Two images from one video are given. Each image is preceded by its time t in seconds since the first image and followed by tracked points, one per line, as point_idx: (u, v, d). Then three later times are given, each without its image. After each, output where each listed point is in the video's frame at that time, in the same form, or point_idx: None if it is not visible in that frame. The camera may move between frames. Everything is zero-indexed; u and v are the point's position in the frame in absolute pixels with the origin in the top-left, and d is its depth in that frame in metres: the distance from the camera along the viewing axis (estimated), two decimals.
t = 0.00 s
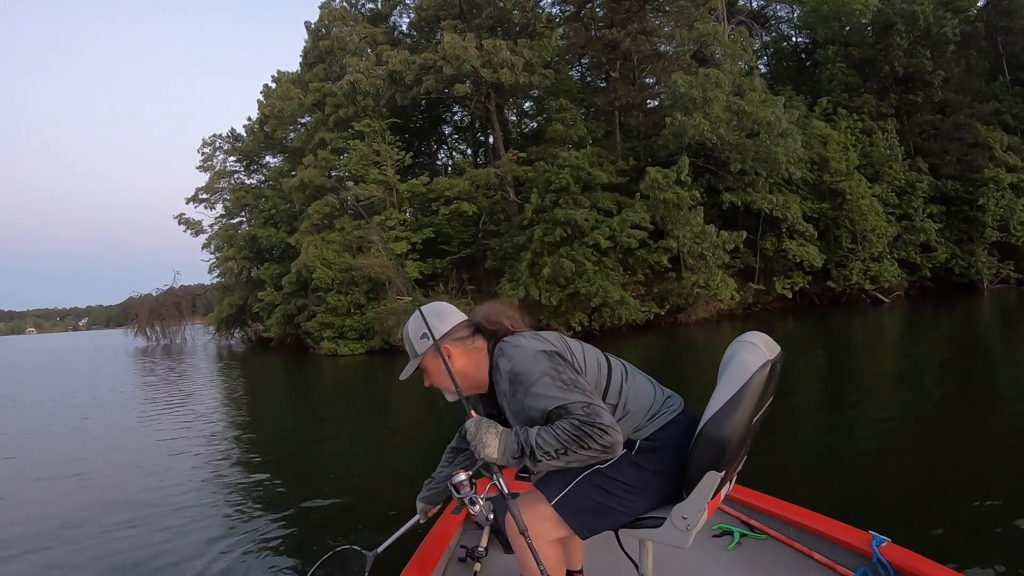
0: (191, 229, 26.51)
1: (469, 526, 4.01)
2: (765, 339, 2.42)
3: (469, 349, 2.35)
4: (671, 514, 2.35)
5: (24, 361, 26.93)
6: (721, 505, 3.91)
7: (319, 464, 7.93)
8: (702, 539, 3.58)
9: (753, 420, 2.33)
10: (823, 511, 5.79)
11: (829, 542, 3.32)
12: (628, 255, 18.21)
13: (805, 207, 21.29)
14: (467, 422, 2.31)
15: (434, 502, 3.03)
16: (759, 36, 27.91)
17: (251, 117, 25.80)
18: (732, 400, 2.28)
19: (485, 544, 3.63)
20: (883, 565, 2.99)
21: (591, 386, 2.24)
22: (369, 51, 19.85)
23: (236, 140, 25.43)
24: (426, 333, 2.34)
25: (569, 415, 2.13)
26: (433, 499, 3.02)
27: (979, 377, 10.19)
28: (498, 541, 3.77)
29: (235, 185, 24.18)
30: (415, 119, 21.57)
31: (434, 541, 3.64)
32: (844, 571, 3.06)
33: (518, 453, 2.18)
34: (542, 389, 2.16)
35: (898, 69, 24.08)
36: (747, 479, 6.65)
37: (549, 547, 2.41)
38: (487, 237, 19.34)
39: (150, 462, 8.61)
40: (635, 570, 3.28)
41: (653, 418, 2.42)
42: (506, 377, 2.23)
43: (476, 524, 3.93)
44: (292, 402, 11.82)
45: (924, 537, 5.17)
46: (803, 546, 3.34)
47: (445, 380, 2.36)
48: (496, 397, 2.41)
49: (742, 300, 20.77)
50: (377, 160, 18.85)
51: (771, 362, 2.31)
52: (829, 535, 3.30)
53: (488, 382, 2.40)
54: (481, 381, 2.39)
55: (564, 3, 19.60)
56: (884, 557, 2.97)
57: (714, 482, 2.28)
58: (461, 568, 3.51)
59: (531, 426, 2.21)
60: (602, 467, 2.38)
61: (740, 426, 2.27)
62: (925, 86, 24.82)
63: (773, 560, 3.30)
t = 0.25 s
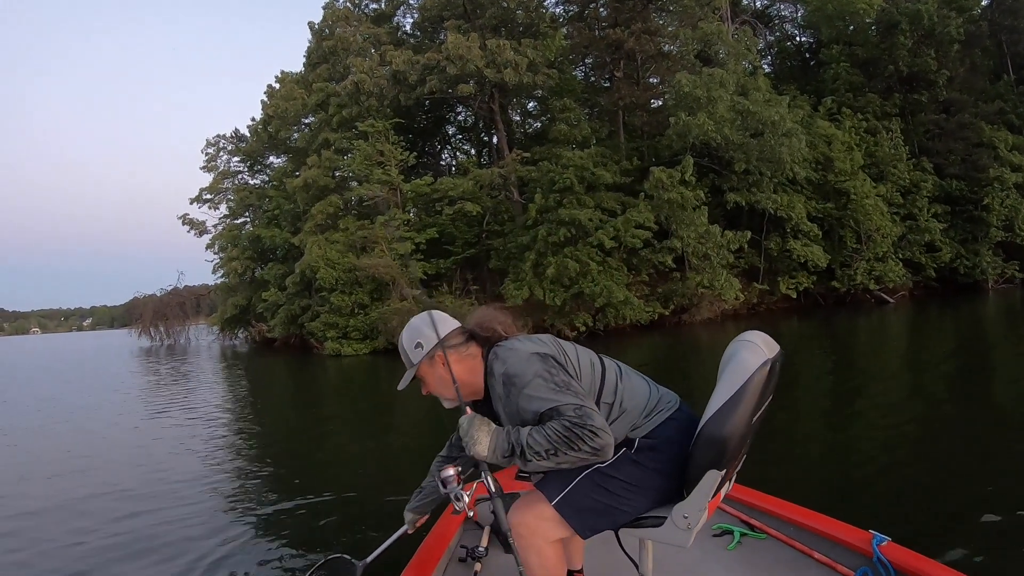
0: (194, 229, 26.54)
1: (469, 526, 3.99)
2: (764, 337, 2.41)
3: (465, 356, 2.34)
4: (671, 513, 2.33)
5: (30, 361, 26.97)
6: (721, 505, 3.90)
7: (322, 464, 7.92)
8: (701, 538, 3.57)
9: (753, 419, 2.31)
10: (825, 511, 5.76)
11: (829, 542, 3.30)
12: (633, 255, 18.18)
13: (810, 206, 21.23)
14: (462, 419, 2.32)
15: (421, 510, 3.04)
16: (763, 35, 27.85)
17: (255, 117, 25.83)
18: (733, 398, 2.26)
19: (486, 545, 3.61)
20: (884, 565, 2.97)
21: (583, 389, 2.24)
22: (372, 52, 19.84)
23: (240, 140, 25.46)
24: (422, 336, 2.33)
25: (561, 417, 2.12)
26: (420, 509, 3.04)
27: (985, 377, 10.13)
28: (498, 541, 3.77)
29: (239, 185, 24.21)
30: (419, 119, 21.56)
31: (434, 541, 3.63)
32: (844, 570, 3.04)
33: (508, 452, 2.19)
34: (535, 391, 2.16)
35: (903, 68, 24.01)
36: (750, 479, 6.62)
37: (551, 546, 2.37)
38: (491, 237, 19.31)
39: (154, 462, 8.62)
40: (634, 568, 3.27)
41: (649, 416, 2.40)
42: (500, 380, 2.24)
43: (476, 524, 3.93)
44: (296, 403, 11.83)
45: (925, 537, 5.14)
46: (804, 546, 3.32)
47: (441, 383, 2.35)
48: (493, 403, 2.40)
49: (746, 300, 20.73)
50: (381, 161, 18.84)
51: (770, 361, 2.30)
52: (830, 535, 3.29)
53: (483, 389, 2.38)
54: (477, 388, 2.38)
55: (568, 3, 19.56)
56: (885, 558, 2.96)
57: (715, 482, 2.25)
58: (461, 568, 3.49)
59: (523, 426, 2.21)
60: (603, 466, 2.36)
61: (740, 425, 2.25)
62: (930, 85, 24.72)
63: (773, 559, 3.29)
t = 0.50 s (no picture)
0: (198, 228, 26.55)
1: (470, 526, 3.98)
2: (765, 337, 2.41)
3: (461, 361, 2.32)
4: (673, 512, 2.29)
5: (33, 360, 26.99)
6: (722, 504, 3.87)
7: (325, 463, 7.92)
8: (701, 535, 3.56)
9: (754, 418, 2.31)
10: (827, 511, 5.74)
11: (830, 541, 3.29)
12: (637, 255, 18.15)
13: (814, 207, 21.18)
14: (455, 417, 2.25)
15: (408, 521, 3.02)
16: (767, 36, 27.81)
17: (259, 116, 25.85)
18: (735, 398, 2.26)
19: (486, 544, 3.59)
20: (884, 564, 2.96)
21: (577, 387, 2.23)
22: (376, 51, 19.83)
23: (244, 139, 25.48)
24: (420, 332, 2.32)
25: (554, 413, 2.11)
26: (408, 519, 3.02)
27: (989, 379, 10.09)
28: (499, 541, 3.76)
29: (243, 184, 24.23)
30: (423, 119, 21.56)
31: (435, 542, 3.62)
32: (845, 570, 3.02)
33: (501, 451, 2.15)
34: (527, 389, 2.15)
35: (907, 69, 23.95)
36: (752, 479, 6.60)
37: (551, 546, 2.34)
38: (495, 236, 19.29)
39: (157, 460, 8.64)
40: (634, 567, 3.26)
41: (646, 413, 2.38)
42: (493, 381, 2.23)
43: (477, 525, 3.92)
44: (299, 402, 11.82)
45: (927, 538, 5.11)
46: (805, 545, 3.30)
47: (435, 383, 2.31)
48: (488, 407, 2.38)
49: (750, 300, 20.70)
50: (385, 160, 18.82)
51: (771, 360, 2.30)
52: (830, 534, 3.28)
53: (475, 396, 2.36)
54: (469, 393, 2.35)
55: (572, 3, 19.55)
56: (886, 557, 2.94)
57: (716, 481, 2.23)
58: (462, 568, 3.48)
59: (515, 426, 2.19)
60: (603, 463, 2.34)
61: (741, 424, 2.24)
62: (934, 86, 24.67)
63: (773, 558, 3.27)
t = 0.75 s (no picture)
0: (202, 226, 26.58)
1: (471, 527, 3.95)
2: (761, 334, 2.38)
3: (456, 357, 2.30)
4: (672, 512, 2.29)
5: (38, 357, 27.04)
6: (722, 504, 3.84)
7: (328, 461, 7.91)
8: (701, 535, 3.53)
9: (750, 417, 2.29)
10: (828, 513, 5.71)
11: (831, 540, 3.26)
12: (641, 255, 18.11)
13: (819, 207, 21.12)
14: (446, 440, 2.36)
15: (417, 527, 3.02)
16: (773, 36, 27.74)
17: (264, 115, 25.87)
18: (732, 397, 2.23)
19: (488, 545, 3.56)
20: (887, 563, 2.93)
21: (569, 382, 2.23)
22: (381, 50, 19.82)
23: (249, 138, 25.51)
24: (414, 326, 2.31)
25: (545, 412, 2.13)
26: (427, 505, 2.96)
27: (995, 381, 10.04)
28: (500, 542, 3.74)
29: (247, 183, 24.25)
30: (427, 118, 21.55)
31: (436, 543, 3.58)
32: (847, 570, 3.00)
33: (499, 457, 2.21)
34: (520, 388, 2.16)
35: (912, 70, 23.86)
36: (755, 479, 6.57)
37: (550, 547, 2.36)
38: (499, 236, 19.26)
39: (160, 458, 8.63)
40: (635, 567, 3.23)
41: (641, 411, 2.36)
42: (486, 380, 2.23)
43: (478, 525, 3.90)
44: (303, 400, 11.81)
45: (929, 541, 5.08)
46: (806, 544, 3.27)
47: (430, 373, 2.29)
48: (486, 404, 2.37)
49: (755, 301, 20.65)
50: (389, 159, 18.82)
51: (768, 357, 2.28)
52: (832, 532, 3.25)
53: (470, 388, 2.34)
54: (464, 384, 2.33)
55: (577, 2, 19.52)
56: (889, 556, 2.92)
57: (714, 481, 2.22)
58: (463, 569, 3.44)
59: (510, 427, 2.22)
60: (597, 463, 2.34)
61: (739, 423, 2.23)
62: (940, 87, 24.57)
63: (773, 557, 3.25)
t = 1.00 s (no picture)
0: (206, 224, 26.59)
1: (471, 527, 3.93)
2: (757, 335, 2.35)
3: (467, 330, 2.28)
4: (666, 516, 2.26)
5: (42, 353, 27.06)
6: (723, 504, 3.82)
7: (330, 459, 7.90)
8: (702, 534, 3.51)
9: (745, 419, 2.26)
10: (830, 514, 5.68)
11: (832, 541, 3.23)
12: (646, 254, 18.07)
13: (824, 208, 21.06)
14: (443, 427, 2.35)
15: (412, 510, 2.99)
16: (778, 36, 27.67)
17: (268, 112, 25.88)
18: (723, 399, 2.20)
19: (488, 545, 3.54)
20: (888, 564, 2.91)
21: (568, 367, 2.19)
22: (386, 48, 19.80)
23: (254, 135, 25.52)
24: (429, 293, 2.28)
25: (539, 397, 2.09)
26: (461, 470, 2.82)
27: (1000, 383, 10.00)
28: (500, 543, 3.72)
29: (251, 180, 24.27)
30: (432, 116, 21.55)
31: (436, 544, 3.56)
32: (848, 570, 2.98)
33: (494, 446, 2.19)
34: (515, 369, 2.12)
35: (918, 70, 23.78)
36: (757, 480, 6.54)
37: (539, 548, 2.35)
38: (503, 234, 19.23)
39: (162, 455, 8.63)
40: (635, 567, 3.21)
41: (633, 415, 2.31)
42: (485, 360, 2.20)
43: (478, 526, 3.88)
44: (306, 398, 11.81)
45: (931, 543, 5.05)
46: (807, 544, 3.25)
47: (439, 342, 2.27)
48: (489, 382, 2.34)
49: (759, 301, 20.61)
50: (394, 157, 18.81)
51: (762, 360, 2.24)
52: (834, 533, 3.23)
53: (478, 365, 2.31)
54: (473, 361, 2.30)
55: (582, 1, 19.49)
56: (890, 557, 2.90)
57: (706, 485, 2.20)
58: (463, 569, 3.42)
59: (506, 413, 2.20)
60: (583, 468, 2.30)
61: (731, 426, 2.20)
62: (945, 88, 24.50)
63: (774, 557, 3.23)
